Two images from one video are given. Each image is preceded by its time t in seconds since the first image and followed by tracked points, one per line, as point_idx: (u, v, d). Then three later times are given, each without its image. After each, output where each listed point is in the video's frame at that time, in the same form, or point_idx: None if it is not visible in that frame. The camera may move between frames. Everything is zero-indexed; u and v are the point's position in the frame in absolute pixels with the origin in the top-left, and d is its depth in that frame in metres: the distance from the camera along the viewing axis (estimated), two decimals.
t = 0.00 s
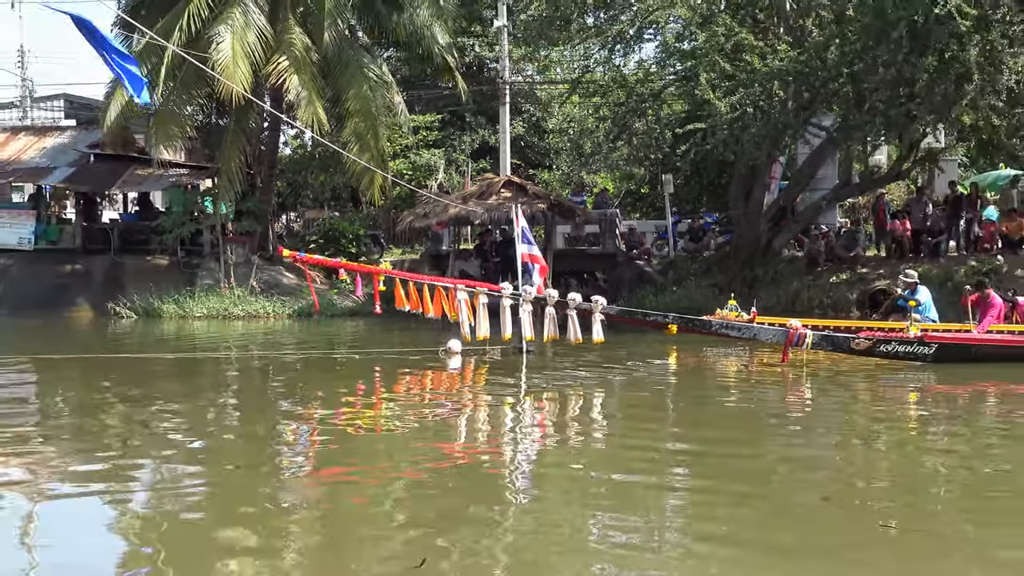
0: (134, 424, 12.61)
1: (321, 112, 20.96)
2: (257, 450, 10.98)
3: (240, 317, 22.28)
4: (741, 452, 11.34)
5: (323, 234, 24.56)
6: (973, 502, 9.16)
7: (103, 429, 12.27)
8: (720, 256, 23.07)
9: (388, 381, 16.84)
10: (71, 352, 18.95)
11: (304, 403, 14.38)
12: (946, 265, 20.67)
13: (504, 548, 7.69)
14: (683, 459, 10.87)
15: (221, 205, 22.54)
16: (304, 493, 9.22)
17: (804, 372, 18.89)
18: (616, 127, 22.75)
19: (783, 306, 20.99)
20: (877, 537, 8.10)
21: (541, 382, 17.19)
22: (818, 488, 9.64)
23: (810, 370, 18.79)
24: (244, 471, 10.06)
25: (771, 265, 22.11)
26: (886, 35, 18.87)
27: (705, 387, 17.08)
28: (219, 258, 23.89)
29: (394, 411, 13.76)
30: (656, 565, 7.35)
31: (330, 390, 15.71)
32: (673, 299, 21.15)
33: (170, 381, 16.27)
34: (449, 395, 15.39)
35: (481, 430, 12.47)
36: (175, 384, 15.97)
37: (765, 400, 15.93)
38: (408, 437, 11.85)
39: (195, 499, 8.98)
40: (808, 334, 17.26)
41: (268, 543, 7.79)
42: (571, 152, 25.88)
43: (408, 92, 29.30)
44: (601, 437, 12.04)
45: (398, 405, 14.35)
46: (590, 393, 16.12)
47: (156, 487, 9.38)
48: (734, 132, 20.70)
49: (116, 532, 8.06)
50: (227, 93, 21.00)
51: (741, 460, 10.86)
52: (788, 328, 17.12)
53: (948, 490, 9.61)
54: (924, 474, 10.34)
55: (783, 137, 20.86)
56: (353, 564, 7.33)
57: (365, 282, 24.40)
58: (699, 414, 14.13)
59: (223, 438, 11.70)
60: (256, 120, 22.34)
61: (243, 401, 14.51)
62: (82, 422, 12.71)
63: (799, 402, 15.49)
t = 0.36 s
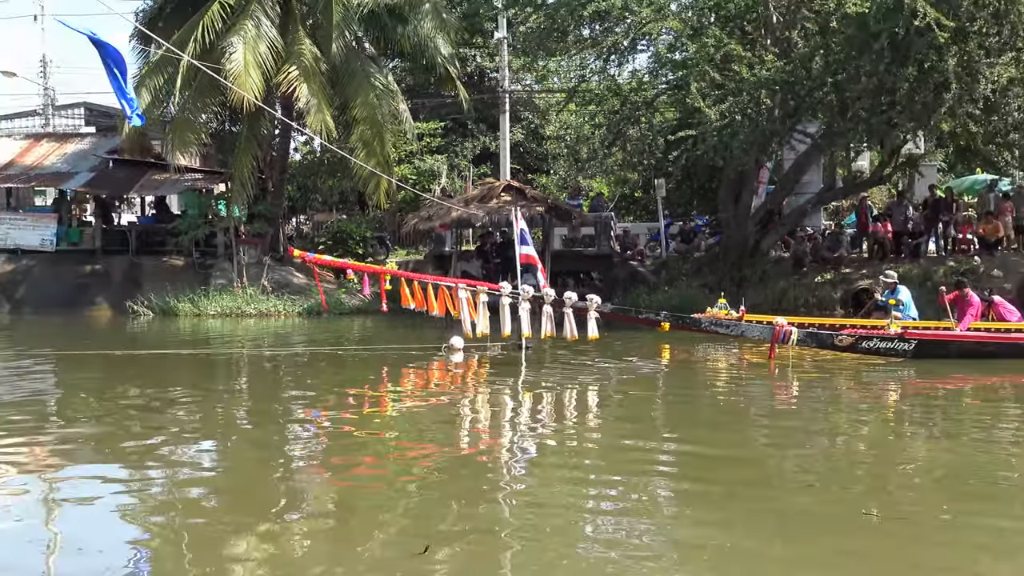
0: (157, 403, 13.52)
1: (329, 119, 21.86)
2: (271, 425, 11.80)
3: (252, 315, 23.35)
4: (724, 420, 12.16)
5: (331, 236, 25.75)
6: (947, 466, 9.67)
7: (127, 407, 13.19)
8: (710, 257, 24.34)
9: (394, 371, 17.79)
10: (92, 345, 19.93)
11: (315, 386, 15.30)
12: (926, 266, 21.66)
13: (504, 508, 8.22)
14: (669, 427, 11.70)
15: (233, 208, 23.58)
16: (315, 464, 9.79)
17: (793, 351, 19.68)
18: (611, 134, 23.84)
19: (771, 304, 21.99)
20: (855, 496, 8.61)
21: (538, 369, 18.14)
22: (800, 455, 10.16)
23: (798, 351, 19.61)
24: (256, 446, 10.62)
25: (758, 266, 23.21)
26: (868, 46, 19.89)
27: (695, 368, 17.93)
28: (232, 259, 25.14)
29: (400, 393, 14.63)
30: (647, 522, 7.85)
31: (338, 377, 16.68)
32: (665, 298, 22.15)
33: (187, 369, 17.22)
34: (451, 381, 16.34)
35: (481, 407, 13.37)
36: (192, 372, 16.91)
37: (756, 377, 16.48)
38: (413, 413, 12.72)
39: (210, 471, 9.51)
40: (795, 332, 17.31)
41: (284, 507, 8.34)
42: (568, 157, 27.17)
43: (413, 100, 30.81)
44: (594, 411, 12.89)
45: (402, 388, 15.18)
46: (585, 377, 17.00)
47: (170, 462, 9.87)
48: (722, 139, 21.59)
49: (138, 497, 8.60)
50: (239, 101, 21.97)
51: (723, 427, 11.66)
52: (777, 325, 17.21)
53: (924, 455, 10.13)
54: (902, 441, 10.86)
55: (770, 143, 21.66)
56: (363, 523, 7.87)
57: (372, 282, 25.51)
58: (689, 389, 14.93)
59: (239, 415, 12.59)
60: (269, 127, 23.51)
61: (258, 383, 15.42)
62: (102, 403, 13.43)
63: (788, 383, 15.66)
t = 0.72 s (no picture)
0: (159, 404, 13.59)
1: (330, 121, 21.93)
2: (273, 428, 11.84)
3: (254, 316, 23.49)
4: (724, 421, 12.23)
5: (332, 238, 25.97)
6: (943, 468, 9.76)
7: (130, 408, 13.26)
8: (710, 258, 24.67)
9: (396, 371, 17.92)
10: (95, 347, 20.05)
11: (317, 387, 15.42)
12: (923, 267, 21.84)
13: (505, 511, 8.32)
14: (668, 429, 11.76)
15: (235, 210, 23.76)
16: (318, 465, 9.93)
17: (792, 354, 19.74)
18: (611, 136, 24.02)
19: (768, 304, 22.18)
20: (851, 498, 8.71)
21: (538, 369, 18.26)
22: (798, 456, 10.27)
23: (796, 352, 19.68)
24: (260, 447, 10.75)
25: (756, 266, 23.50)
26: (865, 48, 19.90)
27: (695, 370, 18.00)
28: (234, 260, 25.32)
29: (401, 394, 14.73)
30: (645, 524, 7.96)
31: (339, 377, 16.82)
32: (664, 299, 22.34)
33: (189, 370, 17.32)
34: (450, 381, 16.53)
35: (480, 407, 13.47)
36: (194, 373, 17.00)
37: (754, 378, 16.62)
38: (413, 414, 12.80)
39: (214, 472, 9.63)
40: (792, 333, 17.27)
41: (287, 509, 8.44)
42: (568, 157, 27.34)
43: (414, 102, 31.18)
44: (593, 412, 12.97)
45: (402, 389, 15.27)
46: (585, 378, 17.09)
47: (173, 464, 9.98)
48: (721, 142, 21.74)
49: (140, 503, 8.60)
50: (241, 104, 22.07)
51: (722, 429, 11.71)
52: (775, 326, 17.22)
53: (921, 457, 10.22)
54: (899, 441, 10.96)
55: (769, 145, 21.70)
56: (365, 525, 7.98)
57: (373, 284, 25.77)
58: (688, 391, 15.00)
59: (241, 416, 12.66)
60: (270, 130, 23.82)
61: (259, 386, 15.49)
62: (104, 405, 13.51)
63: (786, 384, 15.65)
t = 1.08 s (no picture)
0: (159, 404, 13.63)
1: (330, 121, 21.93)
2: (274, 427, 11.88)
3: (254, 316, 23.50)
4: (725, 421, 12.25)
5: (332, 239, 26.01)
6: (944, 467, 9.76)
7: (130, 408, 13.29)
8: (710, 258, 24.73)
9: (396, 371, 17.95)
10: (95, 347, 20.05)
11: (317, 387, 15.46)
12: (924, 267, 21.84)
13: (506, 510, 8.32)
14: (668, 428, 11.78)
15: (236, 211, 23.80)
16: (319, 465, 9.92)
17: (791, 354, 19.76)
18: (611, 136, 24.04)
19: (768, 305, 22.21)
20: (852, 498, 8.70)
21: (538, 370, 18.28)
22: (799, 456, 10.26)
23: (796, 352, 19.69)
24: (260, 447, 10.76)
25: (756, 267, 23.55)
26: (865, 48, 19.87)
27: (695, 370, 18.02)
28: (235, 261, 25.34)
29: (401, 395, 14.78)
30: (646, 523, 7.96)
31: (339, 377, 16.85)
32: (664, 299, 22.36)
33: (189, 370, 17.35)
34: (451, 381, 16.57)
35: (481, 407, 13.50)
36: (195, 373, 17.01)
37: (754, 378, 16.63)
38: (413, 414, 12.83)
39: (214, 473, 9.62)
40: (791, 333, 17.29)
41: (288, 507, 8.47)
42: (568, 157, 27.38)
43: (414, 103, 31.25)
44: (593, 412, 12.98)
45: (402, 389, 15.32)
46: (585, 378, 17.12)
47: (173, 463, 9.98)
48: (721, 142, 21.70)
49: (140, 501, 8.61)
50: (241, 104, 22.06)
51: (722, 429, 11.73)
52: (774, 326, 17.24)
53: (922, 457, 10.22)
54: (899, 441, 10.96)
55: (770, 146, 21.68)
56: (366, 525, 7.97)
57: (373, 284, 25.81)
58: (688, 391, 15.03)
59: (242, 416, 12.70)
60: (271, 131, 23.88)
61: (259, 386, 15.50)
62: (104, 405, 13.53)
63: (786, 385, 15.64)
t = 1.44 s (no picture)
0: (159, 404, 13.63)
1: (330, 121, 21.93)
2: (274, 428, 11.89)
3: (254, 316, 23.50)
4: (725, 421, 12.27)
5: (333, 239, 26.02)
6: (944, 467, 9.74)
7: (129, 408, 13.29)
8: (710, 258, 24.75)
9: (395, 371, 17.95)
10: (94, 347, 20.05)
11: (316, 387, 15.48)
12: (924, 267, 21.85)
13: (508, 510, 8.30)
14: (668, 428, 11.78)
15: (235, 211, 23.81)
16: (319, 465, 9.91)
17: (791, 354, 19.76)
18: (612, 136, 24.05)
19: (768, 304, 22.22)
20: (853, 498, 8.69)
21: (538, 370, 18.28)
22: (799, 456, 10.24)
23: (796, 352, 19.70)
24: (260, 447, 10.75)
25: (756, 267, 23.56)
26: (865, 48, 19.89)
27: (694, 370, 18.02)
28: (235, 261, 25.35)
29: (401, 395, 14.78)
30: (647, 523, 7.94)
31: (339, 377, 16.85)
32: (664, 299, 22.37)
33: (189, 370, 17.36)
34: (451, 381, 16.58)
35: (481, 407, 13.51)
36: (195, 373, 17.02)
37: (754, 378, 16.62)
38: (414, 414, 12.84)
39: (215, 473, 9.61)
40: (791, 333, 17.31)
41: (288, 506, 8.48)
42: (568, 157, 27.39)
43: (414, 103, 31.27)
44: (593, 412, 12.99)
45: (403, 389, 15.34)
46: (585, 378, 17.13)
47: (174, 464, 9.97)
48: (721, 142, 21.70)
49: (140, 501, 8.63)
50: (241, 104, 22.05)
51: (722, 429, 11.74)
52: (774, 326, 17.24)
53: (922, 457, 10.20)
54: (899, 441, 10.96)
55: (770, 146, 21.67)
56: (366, 525, 7.96)
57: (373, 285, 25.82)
58: (688, 391, 15.03)
59: (242, 415, 12.71)
60: (271, 131, 23.88)
61: (259, 386, 15.51)
62: (104, 405, 13.53)
63: (786, 385, 15.64)
